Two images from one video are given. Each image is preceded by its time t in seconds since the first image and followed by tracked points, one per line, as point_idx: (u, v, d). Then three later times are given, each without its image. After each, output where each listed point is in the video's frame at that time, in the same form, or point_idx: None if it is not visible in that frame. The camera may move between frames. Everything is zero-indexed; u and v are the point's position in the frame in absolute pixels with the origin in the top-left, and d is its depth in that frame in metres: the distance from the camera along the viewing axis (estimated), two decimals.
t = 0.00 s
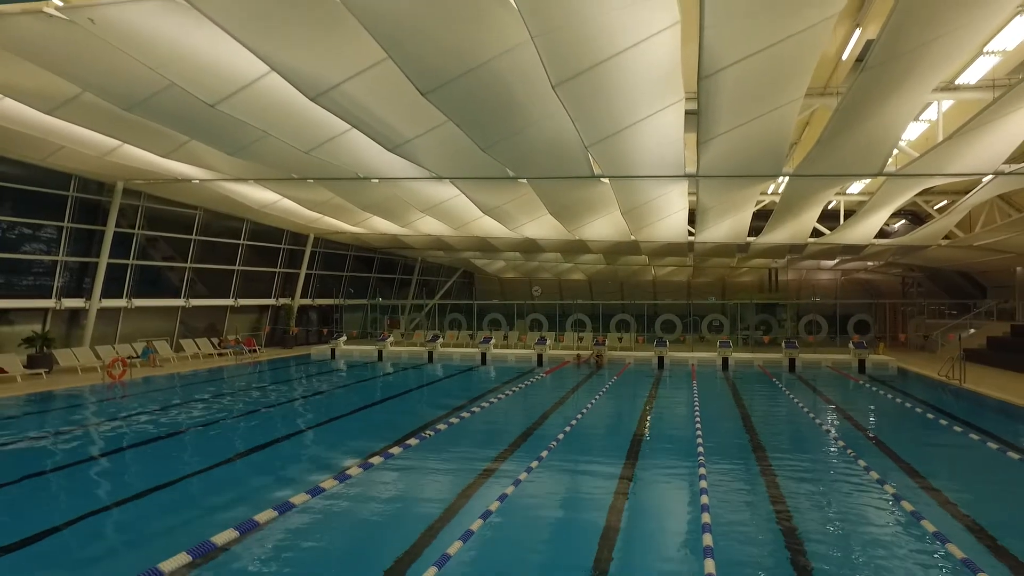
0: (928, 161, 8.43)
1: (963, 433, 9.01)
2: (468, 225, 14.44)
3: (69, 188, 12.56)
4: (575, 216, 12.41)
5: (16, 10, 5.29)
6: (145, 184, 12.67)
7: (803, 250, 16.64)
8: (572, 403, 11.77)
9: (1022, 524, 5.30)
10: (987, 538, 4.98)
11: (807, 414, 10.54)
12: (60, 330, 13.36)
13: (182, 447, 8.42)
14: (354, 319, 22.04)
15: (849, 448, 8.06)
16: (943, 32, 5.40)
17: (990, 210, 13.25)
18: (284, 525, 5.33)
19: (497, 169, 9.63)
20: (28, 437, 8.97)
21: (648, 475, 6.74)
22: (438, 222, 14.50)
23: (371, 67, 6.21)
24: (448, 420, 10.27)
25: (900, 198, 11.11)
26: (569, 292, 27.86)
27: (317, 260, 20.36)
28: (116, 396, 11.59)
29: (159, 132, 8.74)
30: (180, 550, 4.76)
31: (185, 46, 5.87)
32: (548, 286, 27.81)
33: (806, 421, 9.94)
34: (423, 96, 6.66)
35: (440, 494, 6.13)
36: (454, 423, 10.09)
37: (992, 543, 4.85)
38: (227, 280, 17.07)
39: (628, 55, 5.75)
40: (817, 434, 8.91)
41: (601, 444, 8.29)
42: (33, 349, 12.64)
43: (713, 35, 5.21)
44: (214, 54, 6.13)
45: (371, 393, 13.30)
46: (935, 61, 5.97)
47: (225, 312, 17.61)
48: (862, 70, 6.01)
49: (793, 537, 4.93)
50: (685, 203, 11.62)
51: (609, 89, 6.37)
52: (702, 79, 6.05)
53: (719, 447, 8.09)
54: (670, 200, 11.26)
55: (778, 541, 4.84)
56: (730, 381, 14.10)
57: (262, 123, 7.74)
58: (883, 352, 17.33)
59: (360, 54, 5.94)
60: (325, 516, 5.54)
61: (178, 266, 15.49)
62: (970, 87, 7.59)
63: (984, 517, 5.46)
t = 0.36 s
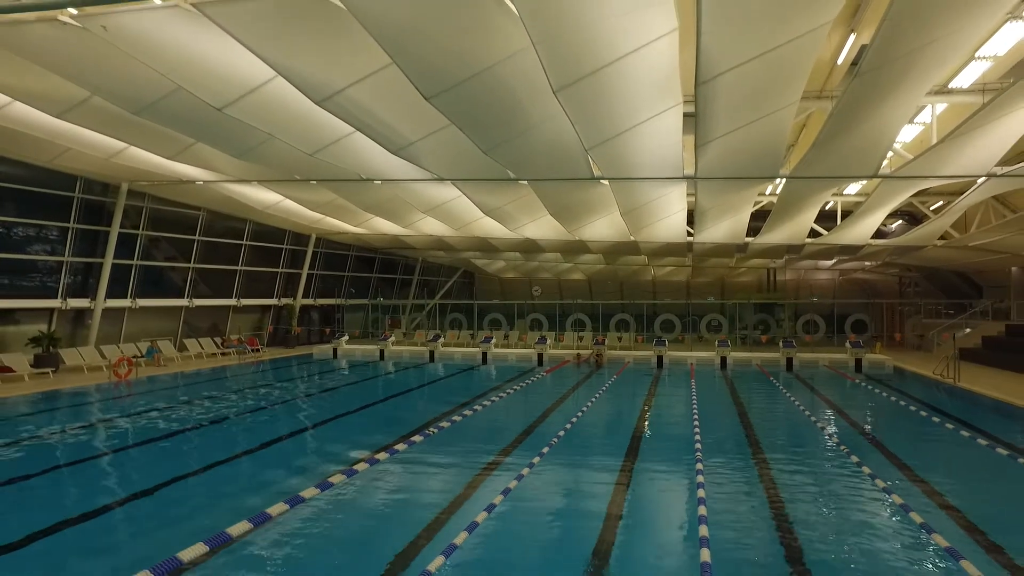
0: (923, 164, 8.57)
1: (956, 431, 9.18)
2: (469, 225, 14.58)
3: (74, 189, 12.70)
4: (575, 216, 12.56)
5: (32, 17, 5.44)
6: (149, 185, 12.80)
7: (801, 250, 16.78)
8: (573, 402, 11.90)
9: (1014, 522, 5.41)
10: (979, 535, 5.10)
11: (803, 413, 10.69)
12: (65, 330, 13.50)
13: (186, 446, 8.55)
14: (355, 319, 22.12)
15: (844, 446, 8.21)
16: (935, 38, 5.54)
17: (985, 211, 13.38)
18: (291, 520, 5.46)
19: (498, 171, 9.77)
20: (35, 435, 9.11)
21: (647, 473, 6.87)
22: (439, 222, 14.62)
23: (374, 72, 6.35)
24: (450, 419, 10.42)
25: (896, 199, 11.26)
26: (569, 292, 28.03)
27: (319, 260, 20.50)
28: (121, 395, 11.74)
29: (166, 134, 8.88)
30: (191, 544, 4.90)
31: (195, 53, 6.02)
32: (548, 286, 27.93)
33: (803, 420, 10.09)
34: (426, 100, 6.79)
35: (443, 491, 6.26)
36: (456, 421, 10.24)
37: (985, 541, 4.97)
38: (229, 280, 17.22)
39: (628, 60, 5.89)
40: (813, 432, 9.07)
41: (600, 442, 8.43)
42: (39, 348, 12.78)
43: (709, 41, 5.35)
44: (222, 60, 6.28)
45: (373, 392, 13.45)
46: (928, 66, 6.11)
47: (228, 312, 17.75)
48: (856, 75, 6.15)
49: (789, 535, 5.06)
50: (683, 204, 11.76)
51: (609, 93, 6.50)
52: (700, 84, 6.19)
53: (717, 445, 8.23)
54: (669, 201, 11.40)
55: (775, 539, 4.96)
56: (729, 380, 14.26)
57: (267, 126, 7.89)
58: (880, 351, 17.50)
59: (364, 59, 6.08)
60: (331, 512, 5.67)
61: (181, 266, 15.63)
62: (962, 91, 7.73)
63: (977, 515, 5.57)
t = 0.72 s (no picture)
0: (916, 166, 8.71)
1: (951, 430, 9.33)
2: (470, 226, 14.73)
3: (80, 190, 12.85)
4: (575, 217, 12.71)
5: (49, 25, 5.59)
6: (154, 186, 12.95)
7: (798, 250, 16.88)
8: (572, 401, 12.07)
9: (1005, 519, 5.57)
10: (971, 531, 5.26)
11: (800, 412, 10.86)
12: (71, 329, 13.64)
13: (191, 444, 8.69)
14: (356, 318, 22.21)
15: (839, 445, 8.37)
16: (925, 45, 5.70)
17: (979, 212, 13.54)
18: (295, 518, 5.59)
19: (499, 172, 9.91)
20: (42, 434, 9.23)
21: (645, 471, 7.00)
22: (441, 223, 14.78)
23: (378, 78, 6.51)
24: (450, 417, 10.58)
25: (891, 201, 11.43)
26: (569, 292, 28.21)
27: (320, 260, 20.65)
28: (126, 394, 11.88)
29: (172, 137, 9.02)
30: (203, 538, 5.05)
31: (203, 58, 6.17)
32: (547, 286, 28.10)
33: (799, 419, 10.25)
34: (430, 105, 6.94)
35: (445, 488, 6.40)
36: (457, 420, 10.39)
37: (977, 536, 5.13)
38: (232, 280, 17.37)
39: (627, 66, 6.05)
40: (809, 431, 9.23)
41: (598, 441, 8.58)
42: (45, 348, 12.94)
43: (706, 48, 5.50)
44: (230, 65, 6.43)
45: (375, 391, 13.61)
46: (919, 72, 6.28)
47: (230, 311, 17.88)
48: (849, 80, 6.30)
49: (786, 531, 5.21)
50: (682, 205, 11.92)
51: (608, 98, 6.66)
52: (697, 90, 6.34)
53: (715, 444, 8.39)
54: (668, 202, 11.57)
55: (772, 535, 5.12)
56: (727, 379, 14.44)
57: (273, 130, 8.05)
58: (876, 350, 17.69)
59: (370, 66, 6.24)
60: (336, 508, 5.81)
61: (183, 267, 15.75)
62: (954, 96, 7.89)
63: (970, 512, 5.73)
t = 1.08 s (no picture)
0: (910, 169, 8.89)
1: (944, 428, 9.52)
2: (471, 227, 14.90)
3: (86, 191, 13.01)
4: (575, 219, 12.88)
5: (66, 33, 5.76)
6: (159, 188, 13.11)
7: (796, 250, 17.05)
8: (571, 400, 12.25)
9: (997, 515, 5.72)
10: (963, 528, 5.41)
11: (797, 410, 11.04)
12: (77, 329, 13.81)
13: (196, 443, 8.86)
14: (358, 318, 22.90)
15: (835, 443, 8.54)
16: (915, 53, 5.88)
17: (975, 213, 13.72)
18: (303, 515, 5.74)
19: (500, 175, 10.08)
20: (50, 432, 9.38)
21: (644, 469, 7.16)
22: (442, 224, 14.93)
23: (383, 84, 6.68)
24: (451, 416, 10.76)
25: (886, 203, 11.61)
26: (569, 292, 28.40)
27: (322, 260, 20.81)
28: (132, 393, 12.04)
29: (179, 139, 9.18)
30: (215, 534, 5.22)
31: (214, 64, 6.34)
32: (548, 286, 28.28)
33: (796, 417, 10.45)
34: (434, 110, 7.10)
35: (448, 486, 6.56)
36: (458, 418, 10.55)
37: (967, 532, 5.30)
38: (235, 280, 17.54)
39: (626, 73, 6.22)
40: (806, 430, 9.41)
41: (598, 439, 8.74)
42: (52, 347, 13.10)
43: (703, 56, 5.68)
44: (239, 71, 6.58)
45: (377, 390, 13.79)
46: (911, 78, 6.44)
47: (233, 311, 18.03)
48: (843, 87, 6.47)
49: (783, 528, 5.36)
50: (681, 207, 12.09)
51: (608, 103, 6.83)
52: (694, 96, 6.51)
53: (713, 442, 8.56)
54: (667, 204, 11.75)
55: (769, 531, 5.27)
56: (724, 378, 14.64)
57: (280, 133, 8.21)
58: (873, 350, 17.88)
59: (375, 72, 6.41)
60: (342, 505, 5.97)
61: (187, 267, 15.89)
62: (947, 100, 8.04)
63: (960, 508, 5.92)
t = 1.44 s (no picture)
0: (904, 171, 9.05)
1: (938, 425, 9.73)
2: (473, 228, 15.07)
3: (92, 193, 13.17)
4: (576, 220, 13.06)
5: (82, 40, 5.95)
6: (165, 189, 13.27)
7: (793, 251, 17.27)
8: (571, 398, 12.42)
9: (991, 514, 5.85)
10: (958, 526, 5.52)
11: (795, 408, 11.24)
12: (83, 328, 13.96)
13: (201, 440, 9.01)
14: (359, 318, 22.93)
15: (831, 441, 8.72)
16: (907, 60, 6.03)
17: (969, 214, 13.93)
18: (309, 511, 5.88)
19: (501, 177, 10.23)
20: (58, 429, 9.53)
21: (643, 466, 7.32)
22: (444, 225, 15.08)
23: (388, 89, 6.84)
24: (451, 415, 10.91)
25: (882, 204, 11.81)
26: (569, 292, 28.59)
27: (325, 260, 20.97)
28: (138, 391, 12.20)
29: (186, 142, 9.34)
30: (223, 529, 5.35)
31: (224, 69, 6.51)
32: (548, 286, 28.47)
33: (792, 415, 10.66)
34: (438, 114, 7.27)
35: (451, 483, 6.72)
36: (459, 417, 10.71)
37: (959, 527, 5.48)
38: (238, 280, 17.70)
39: (626, 79, 6.38)
40: (802, 427, 9.62)
41: (598, 437, 8.91)
42: (59, 346, 13.26)
43: (700, 61, 5.83)
44: (248, 75, 6.74)
45: (380, 388, 13.98)
46: (902, 84, 6.61)
47: (236, 311, 18.19)
48: (836, 91, 6.63)
49: (780, 526, 5.48)
50: (680, 208, 12.25)
51: (609, 108, 6.98)
52: (693, 101, 6.67)
53: (711, 440, 8.73)
54: (666, 206, 11.92)
55: (766, 529, 5.39)
56: (722, 377, 14.85)
57: (287, 136, 8.38)
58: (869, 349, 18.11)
59: (381, 78, 6.56)
60: (347, 502, 6.11)
61: (190, 267, 16.03)
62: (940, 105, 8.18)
63: (952, 504, 6.09)
